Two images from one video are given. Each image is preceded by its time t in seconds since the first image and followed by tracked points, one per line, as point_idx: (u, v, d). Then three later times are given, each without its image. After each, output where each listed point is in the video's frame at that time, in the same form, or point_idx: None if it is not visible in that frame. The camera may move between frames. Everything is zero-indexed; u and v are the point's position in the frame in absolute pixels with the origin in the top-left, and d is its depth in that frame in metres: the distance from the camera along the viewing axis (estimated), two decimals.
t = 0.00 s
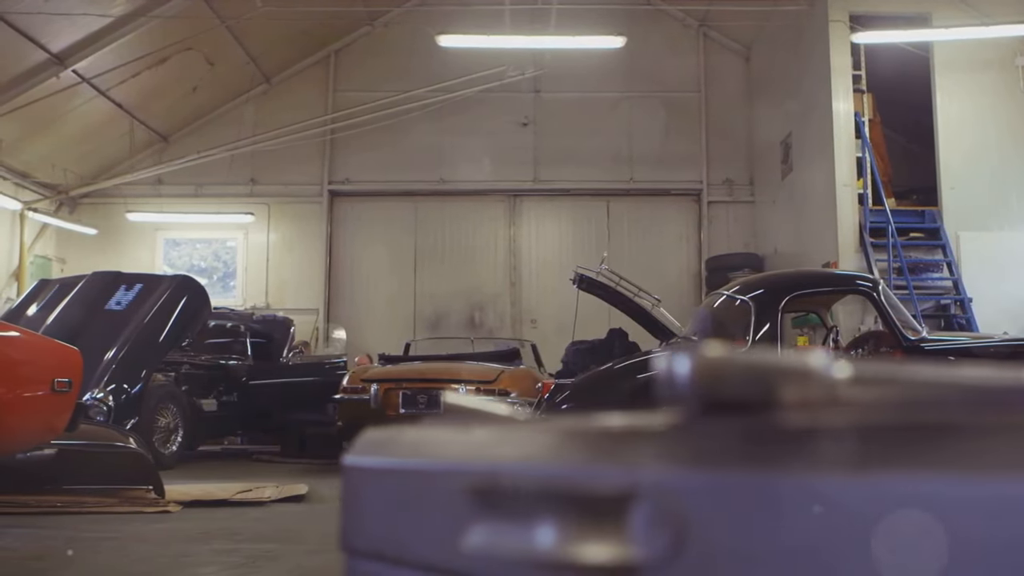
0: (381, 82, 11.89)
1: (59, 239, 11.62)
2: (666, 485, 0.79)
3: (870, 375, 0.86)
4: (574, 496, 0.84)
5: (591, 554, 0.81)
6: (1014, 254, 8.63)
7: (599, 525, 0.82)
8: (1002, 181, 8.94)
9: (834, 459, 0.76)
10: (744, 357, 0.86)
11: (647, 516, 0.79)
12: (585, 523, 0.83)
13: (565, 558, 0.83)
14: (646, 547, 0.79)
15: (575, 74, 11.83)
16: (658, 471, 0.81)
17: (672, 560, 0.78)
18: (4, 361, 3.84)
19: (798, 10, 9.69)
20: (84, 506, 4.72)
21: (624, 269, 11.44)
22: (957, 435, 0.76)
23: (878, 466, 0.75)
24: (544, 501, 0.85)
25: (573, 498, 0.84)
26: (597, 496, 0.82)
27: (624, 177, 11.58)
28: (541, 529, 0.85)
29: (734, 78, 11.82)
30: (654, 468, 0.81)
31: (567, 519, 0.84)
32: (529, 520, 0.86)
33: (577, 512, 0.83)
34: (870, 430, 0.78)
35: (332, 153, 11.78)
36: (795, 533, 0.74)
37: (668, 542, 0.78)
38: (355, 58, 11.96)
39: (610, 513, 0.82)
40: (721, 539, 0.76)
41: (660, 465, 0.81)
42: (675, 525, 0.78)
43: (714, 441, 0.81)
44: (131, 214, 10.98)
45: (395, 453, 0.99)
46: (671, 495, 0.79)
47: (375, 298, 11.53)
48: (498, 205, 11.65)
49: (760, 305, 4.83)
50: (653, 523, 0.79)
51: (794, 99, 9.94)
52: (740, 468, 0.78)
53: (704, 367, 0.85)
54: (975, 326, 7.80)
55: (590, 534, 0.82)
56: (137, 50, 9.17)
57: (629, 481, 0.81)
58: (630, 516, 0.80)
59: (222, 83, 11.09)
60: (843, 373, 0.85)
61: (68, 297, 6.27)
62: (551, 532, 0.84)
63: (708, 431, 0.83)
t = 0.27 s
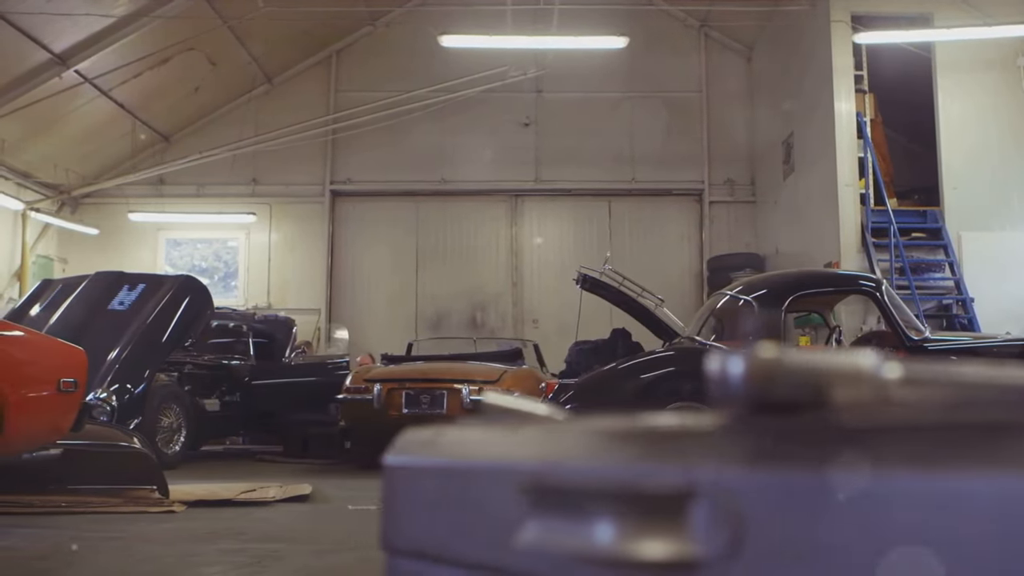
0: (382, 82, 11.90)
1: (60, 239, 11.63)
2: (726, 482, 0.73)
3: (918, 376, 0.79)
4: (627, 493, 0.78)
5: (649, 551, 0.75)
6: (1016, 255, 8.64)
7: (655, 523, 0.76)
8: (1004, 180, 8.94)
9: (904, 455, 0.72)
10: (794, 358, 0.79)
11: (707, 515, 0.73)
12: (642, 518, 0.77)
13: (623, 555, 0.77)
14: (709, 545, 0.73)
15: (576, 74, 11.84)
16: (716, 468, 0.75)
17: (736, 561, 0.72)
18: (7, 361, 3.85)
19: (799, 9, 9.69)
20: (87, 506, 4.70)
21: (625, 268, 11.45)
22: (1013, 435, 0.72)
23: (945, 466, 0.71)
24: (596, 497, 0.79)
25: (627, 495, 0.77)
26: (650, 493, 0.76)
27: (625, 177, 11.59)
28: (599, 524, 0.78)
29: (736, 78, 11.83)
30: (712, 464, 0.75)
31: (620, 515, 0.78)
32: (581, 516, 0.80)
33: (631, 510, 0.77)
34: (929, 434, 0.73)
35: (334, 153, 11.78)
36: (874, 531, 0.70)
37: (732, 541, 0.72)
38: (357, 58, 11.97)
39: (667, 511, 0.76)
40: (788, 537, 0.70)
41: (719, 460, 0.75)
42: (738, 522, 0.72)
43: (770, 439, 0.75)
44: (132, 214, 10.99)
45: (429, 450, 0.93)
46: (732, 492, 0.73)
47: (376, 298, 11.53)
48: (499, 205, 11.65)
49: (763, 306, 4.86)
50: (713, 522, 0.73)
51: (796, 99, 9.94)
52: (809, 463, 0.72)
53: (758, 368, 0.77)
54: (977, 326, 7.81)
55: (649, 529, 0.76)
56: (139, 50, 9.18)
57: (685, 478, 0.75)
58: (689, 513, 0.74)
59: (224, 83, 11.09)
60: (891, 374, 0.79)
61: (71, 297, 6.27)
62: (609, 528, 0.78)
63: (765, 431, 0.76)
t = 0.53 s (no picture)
0: (383, 83, 11.90)
1: (62, 239, 11.63)
2: (779, 479, 0.73)
3: (962, 378, 0.86)
4: (676, 491, 0.78)
5: (701, 549, 0.76)
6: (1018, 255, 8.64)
7: (706, 520, 0.77)
8: (1006, 180, 8.95)
9: (956, 454, 0.71)
10: (845, 359, 0.81)
11: (760, 511, 0.73)
12: (692, 516, 0.77)
13: (674, 553, 0.77)
14: (761, 543, 0.73)
15: (578, 74, 11.85)
16: (768, 465, 0.75)
17: (788, 558, 0.72)
18: (10, 360, 3.78)
19: (801, 10, 9.71)
20: (91, 506, 4.69)
21: (627, 268, 11.45)
22: None
23: (1002, 463, 0.70)
24: (645, 494, 0.79)
25: (676, 492, 0.78)
26: (700, 491, 0.77)
27: (627, 177, 11.59)
28: (650, 520, 0.79)
29: (737, 79, 11.84)
30: (763, 462, 0.75)
31: (673, 512, 0.78)
32: (630, 513, 0.80)
33: (679, 507, 0.78)
34: (984, 432, 0.73)
35: (336, 153, 11.79)
36: (929, 532, 0.68)
37: (784, 538, 0.72)
38: (358, 59, 11.98)
39: (718, 508, 0.76)
40: (837, 533, 0.70)
41: (769, 460, 0.75)
42: (790, 517, 0.72)
43: (824, 441, 0.75)
44: (134, 214, 10.99)
45: (470, 451, 0.94)
46: (784, 488, 0.73)
47: (378, 298, 11.53)
48: (501, 205, 11.66)
49: (766, 306, 4.86)
50: (766, 518, 0.73)
51: (798, 99, 9.94)
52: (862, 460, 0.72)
53: (806, 368, 0.81)
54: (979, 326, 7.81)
55: (699, 526, 0.77)
56: (141, 50, 9.18)
57: (738, 475, 0.75)
58: (741, 511, 0.74)
59: (226, 83, 11.10)
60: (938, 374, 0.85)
61: (74, 297, 6.28)
62: (661, 524, 0.78)
63: (809, 431, 0.77)
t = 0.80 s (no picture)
0: (385, 83, 11.92)
1: (64, 239, 11.64)
2: (838, 477, 0.72)
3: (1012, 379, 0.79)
4: (731, 489, 0.77)
5: (758, 546, 0.74)
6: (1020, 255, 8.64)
7: (762, 517, 0.75)
8: (1007, 180, 8.95)
9: (1011, 455, 0.69)
10: (900, 360, 0.78)
11: (820, 508, 0.72)
12: (748, 512, 0.76)
13: (730, 550, 0.76)
14: (820, 540, 0.72)
15: (580, 75, 11.87)
16: (826, 463, 0.73)
17: (849, 557, 0.71)
18: (16, 361, 3.78)
19: (803, 10, 9.72)
20: (96, 506, 4.69)
21: (629, 268, 11.45)
22: None
23: None
24: (701, 492, 0.78)
25: (731, 490, 0.77)
26: (755, 489, 0.76)
27: (628, 177, 11.60)
28: (706, 517, 0.78)
29: (739, 79, 11.86)
30: (820, 461, 0.74)
31: (729, 510, 0.76)
32: (685, 511, 0.79)
33: (737, 505, 0.76)
34: None
35: (337, 153, 11.79)
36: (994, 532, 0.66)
37: (845, 536, 0.71)
38: (360, 59, 11.99)
39: (777, 506, 0.74)
40: (901, 534, 0.69)
41: (826, 459, 0.74)
42: (850, 515, 0.71)
43: (883, 441, 0.73)
44: (136, 214, 10.99)
45: (519, 450, 0.95)
46: (846, 487, 0.72)
47: (380, 298, 11.53)
48: (503, 206, 11.66)
49: (770, 306, 4.87)
50: (828, 514, 0.72)
51: (800, 99, 9.95)
52: (924, 458, 0.71)
53: (858, 369, 0.78)
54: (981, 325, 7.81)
55: (755, 524, 0.75)
56: (144, 50, 9.19)
57: (797, 473, 0.74)
58: (800, 509, 0.73)
59: (228, 83, 11.11)
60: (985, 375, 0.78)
61: (77, 297, 6.28)
62: (718, 521, 0.77)
63: (861, 433, 0.75)
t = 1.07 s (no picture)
0: (386, 84, 11.93)
1: (66, 240, 11.65)
2: (886, 473, 0.74)
3: None
4: (778, 488, 0.78)
5: (804, 542, 0.75)
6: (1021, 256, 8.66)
7: (808, 514, 0.76)
8: (1009, 180, 8.96)
9: None
10: (936, 364, 0.89)
11: (868, 504, 0.73)
12: (795, 510, 0.77)
13: (777, 547, 0.77)
14: (868, 536, 0.73)
15: (581, 75, 11.88)
16: (871, 462, 0.76)
17: (896, 552, 0.72)
18: (23, 361, 3.76)
19: (804, 10, 9.73)
20: (100, 505, 4.70)
21: (630, 268, 11.45)
22: None
23: None
24: (750, 490, 0.79)
25: (780, 489, 0.78)
26: (802, 487, 0.77)
27: (629, 178, 11.60)
28: (754, 514, 0.78)
29: (740, 79, 11.87)
30: (867, 459, 0.76)
31: (777, 508, 0.77)
32: (731, 510, 0.79)
33: (785, 503, 0.77)
34: None
35: (339, 154, 11.80)
36: None
37: (893, 532, 0.72)
38: (362, 60, 12.00)
39: (824, 504, 0.76)
40: (947, 529, 0.71)
41: (869, 458, 0.77)
42: (896, 512, 0.72)
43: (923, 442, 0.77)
44: (138, 215, 11.00)
45: (550, 451, 0.92)
46: (892, 484, 0.73)
47: (382, 298, 11.53)
48: (504, 206, 11.67)
49: (773, 307, 4.88)
50: (876, 511, 0.73)
51: (801, 99, 9.95)
52: (966, 460, 0.73)
53: (901, 371, 0.89)
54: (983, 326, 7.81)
55: (800, 521, 0.76)
56: (146, 51, 9.20)
57: (844, 472, 0.76)
58: (846, 506, 0.75)
59: (230, 84, 11.12)
60: None
61: (80, 298, 6.27)
62: (765, 518, 0.77)
63: (903, 436, 0.80)
